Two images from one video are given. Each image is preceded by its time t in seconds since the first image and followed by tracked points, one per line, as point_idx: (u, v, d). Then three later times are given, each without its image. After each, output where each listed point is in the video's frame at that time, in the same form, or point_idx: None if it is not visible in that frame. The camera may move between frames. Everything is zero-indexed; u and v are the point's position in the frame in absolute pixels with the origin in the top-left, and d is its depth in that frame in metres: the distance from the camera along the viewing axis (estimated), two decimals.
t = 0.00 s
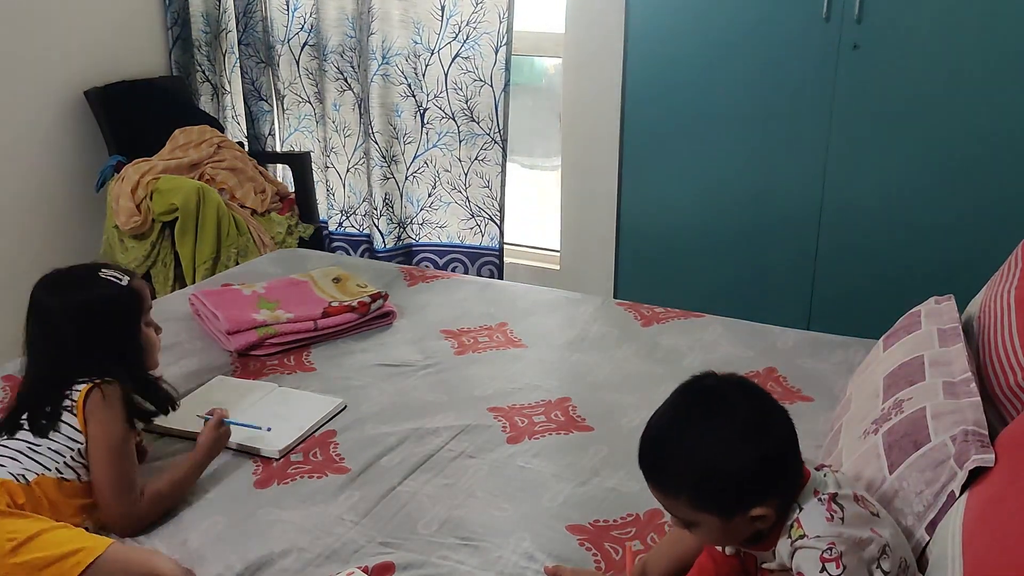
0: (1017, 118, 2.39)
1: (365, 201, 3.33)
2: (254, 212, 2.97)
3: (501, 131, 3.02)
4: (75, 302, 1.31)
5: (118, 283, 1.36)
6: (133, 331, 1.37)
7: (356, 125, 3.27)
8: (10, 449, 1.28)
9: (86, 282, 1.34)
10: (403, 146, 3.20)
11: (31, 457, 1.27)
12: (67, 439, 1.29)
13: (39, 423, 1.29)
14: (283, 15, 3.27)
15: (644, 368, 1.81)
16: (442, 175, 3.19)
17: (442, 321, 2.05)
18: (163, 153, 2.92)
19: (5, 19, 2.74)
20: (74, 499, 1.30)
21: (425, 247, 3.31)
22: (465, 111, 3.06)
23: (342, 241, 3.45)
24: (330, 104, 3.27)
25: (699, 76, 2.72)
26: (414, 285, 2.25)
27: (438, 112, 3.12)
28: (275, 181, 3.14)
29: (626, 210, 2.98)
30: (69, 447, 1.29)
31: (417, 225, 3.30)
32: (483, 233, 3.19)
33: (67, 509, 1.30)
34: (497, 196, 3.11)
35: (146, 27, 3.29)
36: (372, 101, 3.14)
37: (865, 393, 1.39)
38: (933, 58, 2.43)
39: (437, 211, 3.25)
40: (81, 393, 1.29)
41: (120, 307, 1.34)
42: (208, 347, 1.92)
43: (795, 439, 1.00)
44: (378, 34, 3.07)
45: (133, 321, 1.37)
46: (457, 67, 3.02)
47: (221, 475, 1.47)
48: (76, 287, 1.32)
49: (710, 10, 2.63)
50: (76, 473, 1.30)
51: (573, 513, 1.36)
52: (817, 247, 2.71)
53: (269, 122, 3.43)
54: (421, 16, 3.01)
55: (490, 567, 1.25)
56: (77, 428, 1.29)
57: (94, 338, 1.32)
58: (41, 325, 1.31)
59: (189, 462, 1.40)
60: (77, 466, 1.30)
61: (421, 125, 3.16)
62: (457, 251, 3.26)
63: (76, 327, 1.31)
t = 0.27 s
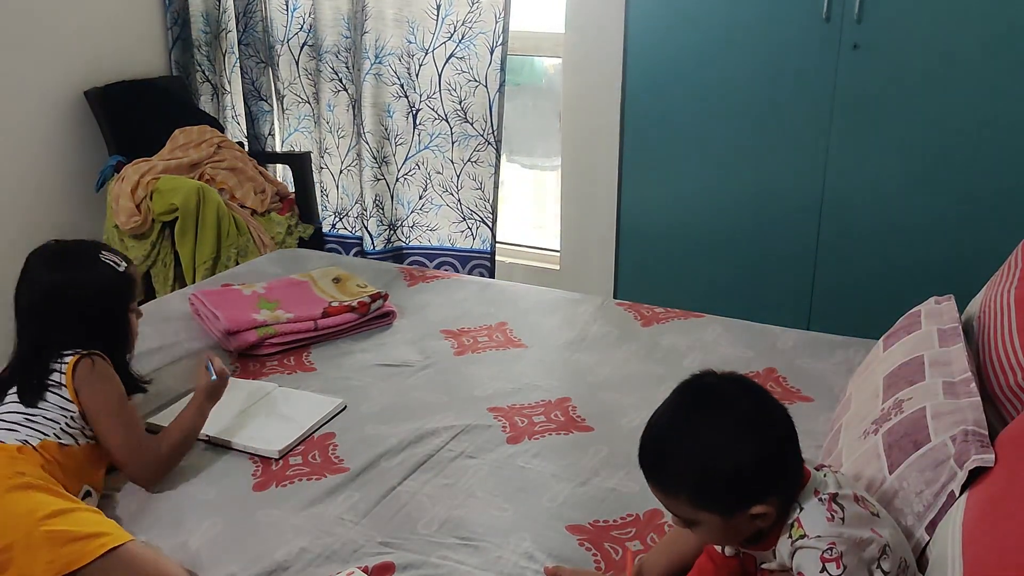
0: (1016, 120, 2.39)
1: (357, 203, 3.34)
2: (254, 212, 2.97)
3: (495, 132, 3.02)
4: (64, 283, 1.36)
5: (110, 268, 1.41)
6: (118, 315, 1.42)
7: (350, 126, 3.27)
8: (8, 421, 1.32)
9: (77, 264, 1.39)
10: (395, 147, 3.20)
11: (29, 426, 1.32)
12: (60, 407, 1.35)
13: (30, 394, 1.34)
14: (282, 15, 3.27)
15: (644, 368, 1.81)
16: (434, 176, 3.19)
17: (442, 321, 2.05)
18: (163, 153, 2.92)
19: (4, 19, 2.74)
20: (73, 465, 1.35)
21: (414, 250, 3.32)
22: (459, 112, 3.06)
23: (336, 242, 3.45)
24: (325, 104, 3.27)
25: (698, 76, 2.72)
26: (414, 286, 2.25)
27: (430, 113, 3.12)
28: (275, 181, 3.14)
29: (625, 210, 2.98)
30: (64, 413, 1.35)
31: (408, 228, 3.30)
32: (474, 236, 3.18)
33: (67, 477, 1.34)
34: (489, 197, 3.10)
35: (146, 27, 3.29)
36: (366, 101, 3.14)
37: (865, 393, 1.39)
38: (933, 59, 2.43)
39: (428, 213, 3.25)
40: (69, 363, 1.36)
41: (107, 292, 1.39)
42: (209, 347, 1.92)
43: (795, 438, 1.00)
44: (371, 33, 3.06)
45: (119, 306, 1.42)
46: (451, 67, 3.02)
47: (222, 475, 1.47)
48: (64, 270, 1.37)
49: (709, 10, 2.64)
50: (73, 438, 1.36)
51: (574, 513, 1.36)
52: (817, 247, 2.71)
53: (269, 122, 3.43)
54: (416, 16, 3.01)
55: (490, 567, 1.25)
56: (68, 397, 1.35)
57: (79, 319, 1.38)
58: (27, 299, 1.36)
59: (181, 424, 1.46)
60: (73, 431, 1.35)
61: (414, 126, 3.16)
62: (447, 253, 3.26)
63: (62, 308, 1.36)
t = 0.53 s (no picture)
0: (1016, 120, 2.39)
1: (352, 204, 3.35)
2: (254, 212, 2.97)
3: (492, 133, 3.02)
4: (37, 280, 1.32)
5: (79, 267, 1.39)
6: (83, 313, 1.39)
7: (346, 127, 3.27)
8: None
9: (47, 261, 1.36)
10: (390, 148, 3.20)
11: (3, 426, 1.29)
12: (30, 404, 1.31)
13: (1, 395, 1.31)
14: (282, 16, 3.28)
15: (644, 368, 1.81)
16: (430, 179, 3.19)
17: (442, 321, 2.05)
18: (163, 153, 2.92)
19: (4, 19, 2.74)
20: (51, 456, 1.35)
21: (410, 253, 3.32)
22: (455, 113, 3.06)
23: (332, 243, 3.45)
24: (321, 105, 3.27)
25: (698, 76, 2.72)
26: (414, 285, 2.25)
27: (426, 114, 3.12)
28: (275, 181, 3.14)
29: (624, 211, 2.98)
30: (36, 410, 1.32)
31: (404, 230, 3.30)
32: (471, 239, 3.18)
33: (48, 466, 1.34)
34: (486, 201, 3.10)
35: (146, 27, 3.29)
36: (361, 101, 3.15)
37: (866, 393, 1.39)
38: (932, 59, 2.43)
39: (424, 216, 3.25)
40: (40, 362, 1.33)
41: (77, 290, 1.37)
42: (208, 347, 1.92)
43: (794, 438, 1.00)
44: (368, 32, 3.07)
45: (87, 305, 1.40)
46: (447, 67, 3.01)
47: (222, 475, 1.47)
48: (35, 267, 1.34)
49: (708, 10, 2.64)
50: (47, 436, 1.34)
51: (573, 513, 1.36)
52: (817, 248, 2.71)
53: (269, 122, 3.42)
54: (411, 15, 3.01)
55: (490, 567, 1.25)
56: (39, 398, 1.32)
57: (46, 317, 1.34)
58: None
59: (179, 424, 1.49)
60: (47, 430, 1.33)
61: (410, 127, 3.16)
62: (444, 257, 3.26)
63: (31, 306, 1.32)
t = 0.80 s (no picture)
0: (1015, 120, 2.39)
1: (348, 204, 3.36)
2: (254, 212, 2.97)
3: (490, 133, 3.02)
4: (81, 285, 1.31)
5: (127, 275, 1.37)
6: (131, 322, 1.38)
7: (344, 127, 3.27)
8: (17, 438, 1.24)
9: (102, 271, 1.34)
10: (389, 149, 3.20)
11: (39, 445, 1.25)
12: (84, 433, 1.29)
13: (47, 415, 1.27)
14: (282, 16, 3.28)
15: (645, 368, 1.81)
16: (428, 180, 3.20)
17: (442, 321, 2.05)
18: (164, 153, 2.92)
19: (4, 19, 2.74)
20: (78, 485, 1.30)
21: (409, 255, 3.30)
22: (453, 114, 3.06)
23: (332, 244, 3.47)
24: (319, 105, 3.27)
25: (697, 76, 2.72)
26: (414, 285, 2.25)
27: (424, 115, 3.12)
28: (275, 181, 3.14)
29: (626, 211, 2.97)
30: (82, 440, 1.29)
31: (402, 232, 3.29)
32: (469, 242, 3.17)
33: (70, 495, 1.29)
34: (484, 203, 3.10)
35: (146, 27, 3.29)
36: (360, 101, 3.16)
37: (866, 393, 1.39)
38: (931, 58, 2.43)
39: (422, 219, 3.25)
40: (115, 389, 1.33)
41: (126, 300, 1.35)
42: (208, 347, 1.92)
43: (797, 440, 1.00)
44: (366, 32, 3.07)
45: (136, 313, 1.38)
46: (445, 67, 3.01)
47: (222, 475, 1.47)
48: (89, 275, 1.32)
49: (708, 10, 2.64)
50: (90, 468, 1.31)
51: (573, 513, 1.36)
52: (817, 248, 2.71)
53: (269, 122, 3.42)
54: (409, 15, 3.01)
55: (490, 567, 1.25)
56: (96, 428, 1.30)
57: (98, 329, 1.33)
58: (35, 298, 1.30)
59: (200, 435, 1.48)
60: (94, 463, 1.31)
61: (408, 127, 3.16)
62: (443, 261, 3.25)
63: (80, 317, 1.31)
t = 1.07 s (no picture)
0: (1016, 120, 2.39)
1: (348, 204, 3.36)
2: (254, 212, 2.97)
3: (490, 133, 3.02)
4: (135, 306, 1.28)
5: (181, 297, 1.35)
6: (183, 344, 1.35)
7: (344, 127, 3.28)
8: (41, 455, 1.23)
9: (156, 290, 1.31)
10: (390, 149, 3.20)
11: (61, 466, 1.23)
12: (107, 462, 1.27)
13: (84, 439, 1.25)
14: (283, 16, 3.28)
15: (645, 368, 1.81)
16: (428, 181, 3.19)
17: (442, 321, 2.04)
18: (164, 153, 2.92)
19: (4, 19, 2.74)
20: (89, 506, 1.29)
21: (409, 257, 3.30)
22: (453, 114, 3.06)
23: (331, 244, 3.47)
24: (319, 104, 3.27)
25: (697, 76, 2.72)
26: (414, 285, 2.25)
27: (425, 115, 3.12)
28: (275, 181, 3.14)
29: (626, 211, 2.97)
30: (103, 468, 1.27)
31: (402, 233, 3.29)
32: (469, 243, 3.17)
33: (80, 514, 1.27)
34: (484, 204, 3.10)
35: (146, 27, 3.28)
36: (361, 101, 3.16)
37: (866, 393, 1.39)
38: (932, 58, 2.43)
39: (423, 219, 3.25)
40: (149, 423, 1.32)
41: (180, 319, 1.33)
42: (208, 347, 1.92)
43: (798, 440, 1.00)
44: (368, 32, 3.08)
45: (189, 334, 1.36)
46: (445, 67, 3.01)
47: (222, 475, 1.47)
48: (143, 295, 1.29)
49: (708, 10, 2.64)
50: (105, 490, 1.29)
51: (573, 513, 1.36)
52: (817, 248, 2.71)
53: (269, 122, 3.42)
54: (409, 15, 3.01)
55: (490, 566, 1.25)
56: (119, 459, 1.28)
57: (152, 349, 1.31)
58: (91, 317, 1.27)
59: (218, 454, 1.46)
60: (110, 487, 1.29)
61: (409, 128, 3.16)
62: (443, 262, 3.25)
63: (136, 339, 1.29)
